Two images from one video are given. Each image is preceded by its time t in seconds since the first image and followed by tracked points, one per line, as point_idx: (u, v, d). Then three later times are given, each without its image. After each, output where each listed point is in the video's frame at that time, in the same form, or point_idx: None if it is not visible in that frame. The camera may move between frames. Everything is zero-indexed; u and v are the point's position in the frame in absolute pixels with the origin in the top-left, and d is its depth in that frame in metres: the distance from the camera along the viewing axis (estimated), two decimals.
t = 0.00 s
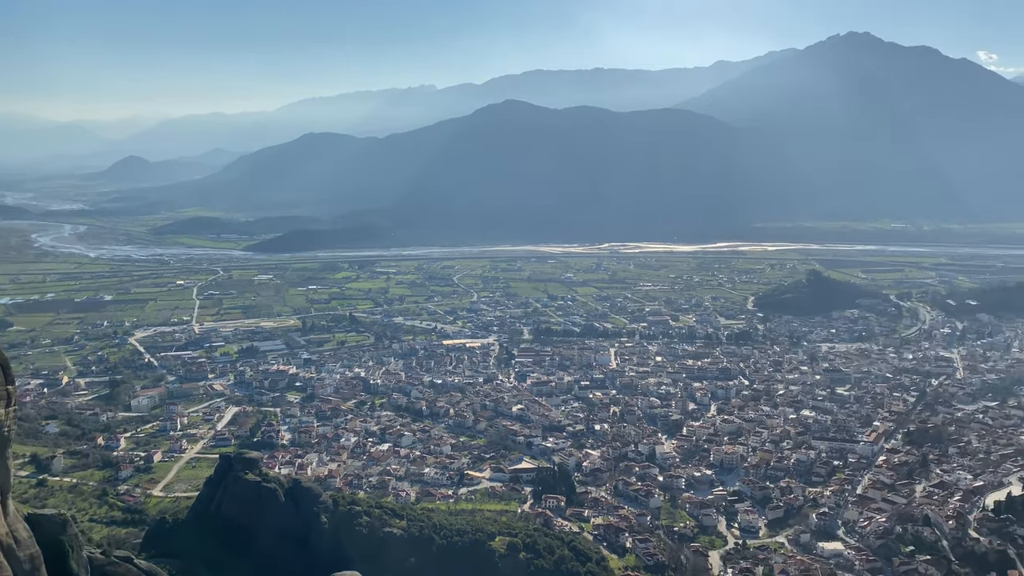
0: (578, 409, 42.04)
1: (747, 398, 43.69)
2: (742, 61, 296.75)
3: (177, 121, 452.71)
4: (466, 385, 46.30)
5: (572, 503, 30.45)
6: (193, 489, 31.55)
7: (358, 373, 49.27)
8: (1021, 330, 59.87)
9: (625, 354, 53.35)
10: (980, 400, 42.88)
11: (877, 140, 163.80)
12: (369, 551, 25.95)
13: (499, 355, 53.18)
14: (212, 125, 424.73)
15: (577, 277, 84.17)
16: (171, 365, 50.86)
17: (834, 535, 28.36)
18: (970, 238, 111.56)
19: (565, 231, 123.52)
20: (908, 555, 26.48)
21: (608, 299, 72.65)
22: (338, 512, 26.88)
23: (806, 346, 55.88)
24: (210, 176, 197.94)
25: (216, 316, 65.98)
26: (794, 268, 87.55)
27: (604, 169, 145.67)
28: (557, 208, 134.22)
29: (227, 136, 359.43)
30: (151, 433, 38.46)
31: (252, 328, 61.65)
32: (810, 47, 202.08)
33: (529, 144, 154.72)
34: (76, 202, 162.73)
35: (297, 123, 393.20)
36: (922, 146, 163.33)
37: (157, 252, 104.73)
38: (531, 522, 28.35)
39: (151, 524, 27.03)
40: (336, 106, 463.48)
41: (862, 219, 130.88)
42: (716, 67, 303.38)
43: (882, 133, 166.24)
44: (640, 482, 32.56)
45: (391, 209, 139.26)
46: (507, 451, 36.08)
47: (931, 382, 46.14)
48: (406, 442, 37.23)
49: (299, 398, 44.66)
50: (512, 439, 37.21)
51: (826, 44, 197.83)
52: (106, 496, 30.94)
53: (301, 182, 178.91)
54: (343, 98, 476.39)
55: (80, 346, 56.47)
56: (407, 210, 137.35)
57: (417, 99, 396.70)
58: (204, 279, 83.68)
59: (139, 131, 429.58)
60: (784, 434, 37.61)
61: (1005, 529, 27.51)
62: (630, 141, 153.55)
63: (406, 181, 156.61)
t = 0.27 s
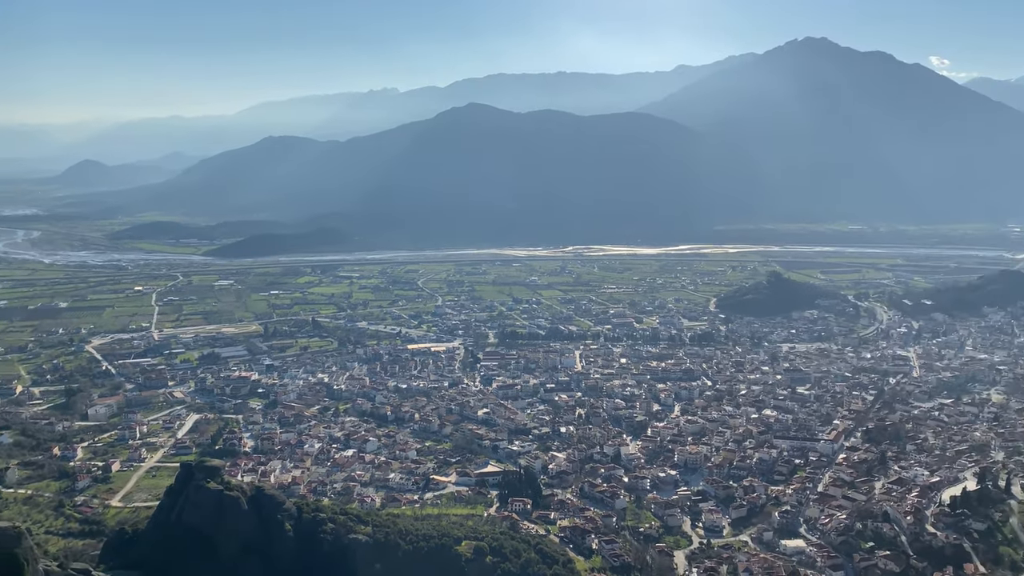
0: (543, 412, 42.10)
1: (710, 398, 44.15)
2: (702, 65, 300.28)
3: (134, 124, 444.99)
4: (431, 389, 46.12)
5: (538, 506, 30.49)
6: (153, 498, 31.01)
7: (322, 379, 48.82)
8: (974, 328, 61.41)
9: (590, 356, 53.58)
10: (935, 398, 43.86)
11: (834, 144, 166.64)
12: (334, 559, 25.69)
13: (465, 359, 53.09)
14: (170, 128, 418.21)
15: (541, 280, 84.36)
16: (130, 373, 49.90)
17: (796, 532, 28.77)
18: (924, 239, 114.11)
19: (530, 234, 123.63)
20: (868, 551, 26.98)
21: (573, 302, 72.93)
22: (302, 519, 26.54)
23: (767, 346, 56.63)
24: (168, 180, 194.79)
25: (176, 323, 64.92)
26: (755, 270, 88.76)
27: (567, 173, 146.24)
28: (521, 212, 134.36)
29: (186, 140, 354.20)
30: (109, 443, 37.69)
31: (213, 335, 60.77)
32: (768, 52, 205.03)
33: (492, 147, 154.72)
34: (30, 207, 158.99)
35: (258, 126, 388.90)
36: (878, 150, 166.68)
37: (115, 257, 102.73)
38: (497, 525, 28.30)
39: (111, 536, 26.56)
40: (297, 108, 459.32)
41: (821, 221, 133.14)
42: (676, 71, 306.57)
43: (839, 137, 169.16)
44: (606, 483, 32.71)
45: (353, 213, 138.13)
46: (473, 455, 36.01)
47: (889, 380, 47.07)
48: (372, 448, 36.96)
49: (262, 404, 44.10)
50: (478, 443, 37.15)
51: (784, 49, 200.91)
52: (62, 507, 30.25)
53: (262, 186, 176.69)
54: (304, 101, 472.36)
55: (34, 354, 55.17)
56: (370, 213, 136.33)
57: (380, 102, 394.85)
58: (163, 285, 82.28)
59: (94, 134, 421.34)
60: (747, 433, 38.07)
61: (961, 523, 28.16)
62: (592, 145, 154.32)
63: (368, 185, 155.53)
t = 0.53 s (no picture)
0: (512, 415, 42.11)
1: (677, 398, 44.52)
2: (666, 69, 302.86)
3: (93, 126, 437.28)
4: (399, 393, 45.89)
5: (507, 509, 30.51)
6: (116, 507, 30.49)
7: (288, 384, 48.34)
8: (932, 327, 62.67)
9: (558, 358, 53.73)
10: (896, 395, 44.69)
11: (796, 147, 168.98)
12: (301, 565, 25.42)
13: (432, 363, 52.93)
14: (130, 130, 411.55)
15: (509, 283, 84.44)
16: (90, 380, 48.96)
17: (762, 530, 29.13)
18: (883, 240, 116.21)
19: (497, 237, 123.68)
20: (832, 547, 27.39)
21: (540, 304, 73.09)
22: (269, 526, 26.18)
23: (732, 346, 57.24)
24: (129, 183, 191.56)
25: (138, 328, 63.87)
26: (719, 271, 89.73)
27: (532, 176, 146.56)
28: (488, 214, 134.31)
29: (147, 142, 348.93)
30: (69, 451, 36.94)
31: (176, 340, 59.89)
32: (731, 56, 207.44)
33: (458, 150, 154.47)
34: None
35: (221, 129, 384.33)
36: (838, 152, 169.45)
37: (74, 262, 100.81)
38: (466, 528, 28.24)
39: (72, 546, 26.01)
40: (261, 110, 454.75)
41: (784, 223, 134.94)
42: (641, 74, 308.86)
43: (800, 139, 171.65)
44: (574, 484, 32.80)
45: (318, 216, 136.94)
46: (441, 459, 35.89)
47: (851, 379, 47.85)
48: (339, 453, 36.69)
49: (227, 410, 43.55)
50: (447, 446, 37.06)
51: (746, 53, 203.36)
52: (21, 518, 29.59)
53: (225, 189, 174.47)
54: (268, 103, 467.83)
55: None
56: (335, 216, 135.25)
57: (345, 104, 392.43)
58: (124, 290, 80.92)
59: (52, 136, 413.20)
60: (713, 433, 38.44)
61: (922, 518, 28.70)
62: (558, 148, 154.75)
63: (333, 188, 154.33)
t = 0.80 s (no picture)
0: (484, 417, 42.08)
1: (647, 398, 44.80)
2: (634, 71, 304.91)
3: (55, 128, 429.59)
4: (369, 397, 45.62)
5: (479, 511, 30.48)
6: (80, 516, 29.97)
7: (257, 389, 47.84)
8: (896, 326, 63.73)
9: (529, 360, 53.81)
10: (862, 393, 45.39)
11: (762, 149, 171.00)
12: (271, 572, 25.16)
13: (403, 366, 52.73)
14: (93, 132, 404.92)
15: (480, 285, 84.41)
16: (53, 386, 48.05)
17: (732, 528, 29.40)
18: (847, 240, 117.94)
19: (467, 239, 123.61)
20: (801, 544, 27.74)
21: (511, 306, 73.15)
22: (238, 532, 25.90)
23: (701, 347, 57.73)
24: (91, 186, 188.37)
25: (102, 334, 62.84)
26: (688, 272, 90.52)
27: (502, 178, 146.75)
28: (457, 216, 134.17)
29: (111, 144, 343.58)
30: (31, 459, 36.21)
31: (142, 345, 59.00)
32: (697, 59, 209.47)
33: (427, 152, 154.17)
34: None
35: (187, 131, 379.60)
36: (804, 154, 171.84)
37: (36, 266, 98.92)
38: (438, 531, 28.15)
39: (35, 555, 25.55)
40: (227, 112, 450.05)
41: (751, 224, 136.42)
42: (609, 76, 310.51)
43: (766, 141, 173.74)
44: (546, 486, 32.85)
45: (287, 219, 135.80)
46: (412, 462, 35.75)
47: (818, 378, 48.51)
48: (309, 457, 36.40)
49: (194, 416, 42.99)
50: (418, 450, 36.93)
51: (712, 57, 205.48)
52: None
53: (190, 192, 172.24)
54: (235, 104, 463.10)
55: None
56: (304, 219, 134.24)
57: (313, 105, 389.64)
58: (88, 294, 79.58)
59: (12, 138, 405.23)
60: (683, 432, 38.74)
61: (888, 513, 29.17)
62: (527, 150, 155.08)
63: (301, 191, 153.09)
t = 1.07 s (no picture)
0: (457, 419, 42.00)
1: (620, 399, 44.98)
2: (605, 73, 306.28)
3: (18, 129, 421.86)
4: (341, 400, 45.35)
5: (453, 513, 30.42)
6: (46, 524, 29.46)
7: (227, 393, 47.32)
8: (864, 325, 64.62)
9: (502, 361, 53.78)
10: (831, 392, 45.97)
11: (732, 150, 172.75)
12: None
13: (376, 368, 52.45)
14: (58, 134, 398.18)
15: (452, 287, 84.26)
16: (18, 393, 47.13)
17: (705, 527, 29.62)
18: (816, 241, 119.35)
19: (439, 240, 123.42)
20: (772, 542, 28.01)
21: (484, 307, 73.08)
22: (209, 538, 25.59)
23: (674, 347, 58.10)
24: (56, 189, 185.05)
25: (68, 338, 61.79)
26: (660, 272, 91.13)
27: (475, 179, 146.88)
28: (430, 217, 133.95)
29: (76, 146, 338.13)
30: None
31: (109, 350, 58.12)
32: (667, 61, 210.96)
33: (399, 154, 153.65)
34: None
35: (155, 132, 374.91)
36: (773, 155, 173.74)
37: None
38: (412, 534, 28.02)
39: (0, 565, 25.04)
40: (196, 113, 444.97)
41: (722, 225, 137.64)
42: (581, 79, 311.56)
43: (736, 142, 175.49)
44: (520, 487, 32.86)
45: (258, 221, 134.61)
46: (386, 465, 35.58)
47: (788, 377, 49.06)
48: (280, 462, 36.10)
49: (164, 421, 42.41)
50: (391, 453, 36.78)
51: (682, 58, 207.04)
52: None
53: (159, 195, 169.93)
54: (204, 106, 458.14)
55: None
56: (276, 221, 133.20)
57: (283, 107, 386.57)
58: (53, 299, 78.25)
59: None
60: (656, 432, 38.97)
61: (857, 510, 29.57)
62: (499, 151, 155.28)
63: (272, 193, 151.75)
